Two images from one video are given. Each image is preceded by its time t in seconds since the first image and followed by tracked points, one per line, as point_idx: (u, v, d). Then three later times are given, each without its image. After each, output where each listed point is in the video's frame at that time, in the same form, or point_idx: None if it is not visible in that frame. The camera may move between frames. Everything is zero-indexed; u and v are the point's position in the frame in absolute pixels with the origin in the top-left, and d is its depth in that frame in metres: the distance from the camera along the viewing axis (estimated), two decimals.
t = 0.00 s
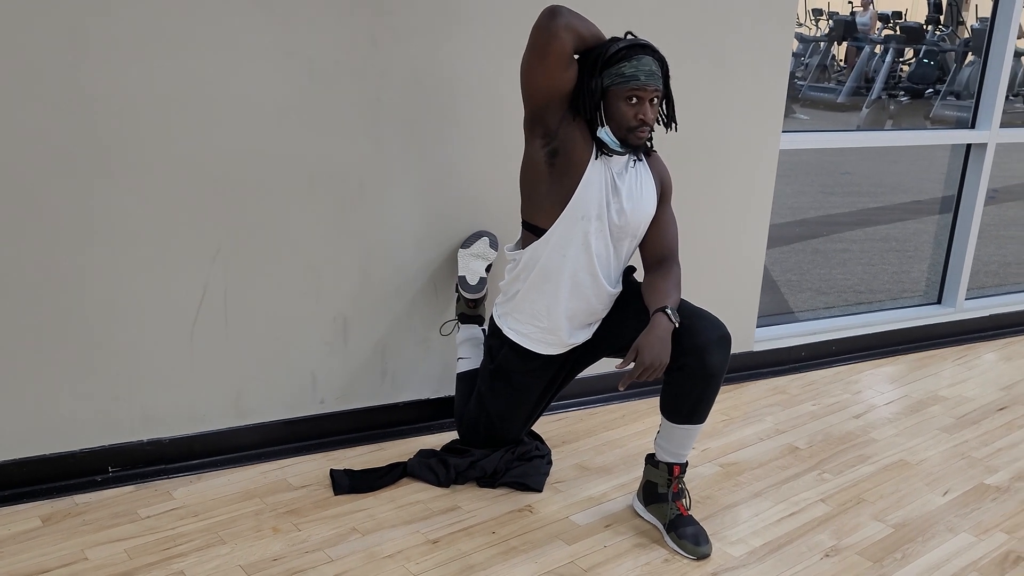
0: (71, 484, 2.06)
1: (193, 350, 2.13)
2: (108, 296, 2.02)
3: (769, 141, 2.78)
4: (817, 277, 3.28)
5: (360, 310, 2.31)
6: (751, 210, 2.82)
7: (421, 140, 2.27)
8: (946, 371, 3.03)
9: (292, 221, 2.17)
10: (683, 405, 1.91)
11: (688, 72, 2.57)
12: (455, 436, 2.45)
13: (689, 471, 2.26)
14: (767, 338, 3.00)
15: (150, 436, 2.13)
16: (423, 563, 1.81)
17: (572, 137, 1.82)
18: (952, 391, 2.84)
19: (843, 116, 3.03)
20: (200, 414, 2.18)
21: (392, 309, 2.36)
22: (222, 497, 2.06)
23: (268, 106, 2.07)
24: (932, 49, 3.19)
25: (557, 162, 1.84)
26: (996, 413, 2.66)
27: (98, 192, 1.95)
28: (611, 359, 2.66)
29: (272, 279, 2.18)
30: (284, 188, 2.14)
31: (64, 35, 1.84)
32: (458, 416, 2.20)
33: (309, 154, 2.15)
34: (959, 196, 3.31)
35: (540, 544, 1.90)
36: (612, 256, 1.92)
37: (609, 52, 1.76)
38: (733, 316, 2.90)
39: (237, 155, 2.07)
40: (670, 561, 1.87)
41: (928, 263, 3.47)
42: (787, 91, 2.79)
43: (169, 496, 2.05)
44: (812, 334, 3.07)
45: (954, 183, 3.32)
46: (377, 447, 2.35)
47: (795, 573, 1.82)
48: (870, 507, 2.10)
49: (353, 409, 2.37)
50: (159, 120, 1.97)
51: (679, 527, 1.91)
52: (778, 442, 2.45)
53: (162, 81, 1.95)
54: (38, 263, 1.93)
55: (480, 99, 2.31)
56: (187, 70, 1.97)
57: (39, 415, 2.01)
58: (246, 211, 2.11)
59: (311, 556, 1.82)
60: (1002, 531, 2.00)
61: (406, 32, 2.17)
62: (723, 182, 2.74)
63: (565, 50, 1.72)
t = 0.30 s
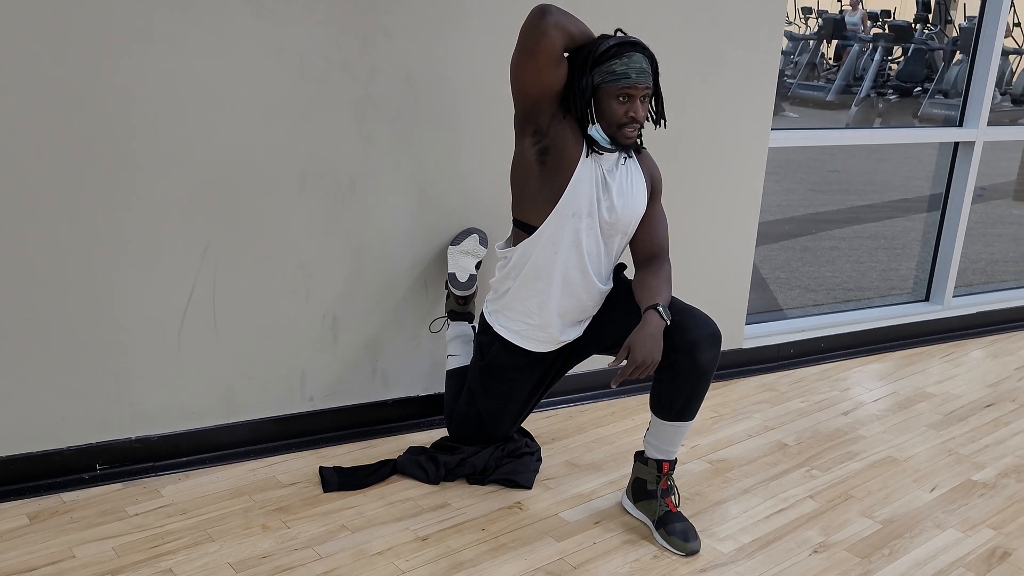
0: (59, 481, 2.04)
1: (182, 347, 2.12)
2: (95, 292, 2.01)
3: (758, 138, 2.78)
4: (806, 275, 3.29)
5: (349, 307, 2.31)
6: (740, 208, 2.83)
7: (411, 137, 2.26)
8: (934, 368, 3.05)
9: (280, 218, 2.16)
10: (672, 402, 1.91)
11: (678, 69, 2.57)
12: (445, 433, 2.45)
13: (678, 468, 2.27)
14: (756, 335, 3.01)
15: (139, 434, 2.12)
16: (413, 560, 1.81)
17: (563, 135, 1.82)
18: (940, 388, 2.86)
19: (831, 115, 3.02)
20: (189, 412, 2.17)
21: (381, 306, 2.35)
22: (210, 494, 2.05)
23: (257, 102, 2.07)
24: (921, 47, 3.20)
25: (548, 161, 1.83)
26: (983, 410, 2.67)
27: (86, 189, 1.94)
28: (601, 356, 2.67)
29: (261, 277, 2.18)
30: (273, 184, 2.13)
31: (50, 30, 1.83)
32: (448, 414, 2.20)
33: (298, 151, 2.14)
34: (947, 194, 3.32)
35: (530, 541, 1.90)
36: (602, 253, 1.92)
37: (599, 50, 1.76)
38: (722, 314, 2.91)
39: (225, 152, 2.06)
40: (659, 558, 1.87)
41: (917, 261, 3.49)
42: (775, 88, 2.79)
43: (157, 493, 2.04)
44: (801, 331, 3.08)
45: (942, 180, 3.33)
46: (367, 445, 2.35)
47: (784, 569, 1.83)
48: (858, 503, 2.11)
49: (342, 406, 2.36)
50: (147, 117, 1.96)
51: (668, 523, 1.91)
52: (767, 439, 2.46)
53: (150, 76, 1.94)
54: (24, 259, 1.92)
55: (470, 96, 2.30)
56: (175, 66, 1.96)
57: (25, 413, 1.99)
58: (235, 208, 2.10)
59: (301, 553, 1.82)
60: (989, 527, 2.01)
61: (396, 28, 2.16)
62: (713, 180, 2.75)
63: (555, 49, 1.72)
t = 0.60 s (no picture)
0: (51, 482, 2.04)
1: (175, 347, 2.12)
2: (89, 292, 2.00)
3: (753, 138, 2.79)
4: (800, 275, 3.28)
5: (344, 307, 2.31)
6: (735, 208, 2.83)
7: (405, 137, 2.26)
8: (927, 368, 3.06)
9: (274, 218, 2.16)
10: (666, 402, 1.91)
11: (671, 69, 2.58)
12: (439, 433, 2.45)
13: (673, 468, 2.27)
14: (750, 334, 3.01)
15: (133, 434, 2.12)
16: (406, 561, 1.81)
17: (557, 136, 1.82)
18: (933, 387, 2.87)
19: (824, 115, 3.03)
20: (182, 412, 2.17)
21: (375, 307, 2.35)
22: (204, 495, 2.05)
23: (251, 102, 2.06)
24: (914, 48, 3.19)
25: (543, 162, 1.84)
26: (976, 409, 2.68)
27: (79, 189, 1.94)
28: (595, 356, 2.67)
29: (255, 277, 2.17)
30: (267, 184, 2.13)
31: (43, 29, 1.82)
32: (441, 413, 2.20)
33: (292, 151, 2.14)
34: (940, 194, 3.36)
35: (524, 541, 1.90)
36: (597, 254, 1.92)
37: (594, 51, 1.76)
38: (716, 313, 2.91)
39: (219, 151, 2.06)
40: (653, 557, 1.88)
41: (910, 260, 3.50)
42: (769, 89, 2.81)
43: (151, 494, 2.04)
44: (794, 331, 3.09)
45: (935, 180, 3.37)
46: (361, 445, 2.35)
47: (777, 569, 1.83)
48: (852, 503, 2.12)
49: (336, 406, 2.36)
50: (140, 117, 1.96)
51: (662, 523, 1.92)
52: (761, 439, 2.46)
53: (143, 76, 1.94)
54: (16, 259, 1.91)
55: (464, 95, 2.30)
56: (169, 66, 1.96)
57: (18, 413, 1.99)
58: (229, 207, 2.10)
59: (294, 554, 1.81)
60: (981, 526, 2.02)
61: (389, 28, 2.16)
62: (707, 180, 2.75)
63: (549, 52, 1.72)
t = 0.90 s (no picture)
0: (47, 482, 2.03)
1: (171, 346, 2.12)
2: (84, 291, 2.00)
3: (749, 137, 2.79)
4: (796, 274, 3.29)
5: (340, 306, 2.31)
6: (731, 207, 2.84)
7: (401, 135, 2.26)
8: (923, 366, 3.06)
9: (270, 217, 2.16)
10: (662, 402, 1.92)
11: (667, 68, 2.58)
12: (436, 432, 2.45)
13: (669, 466, 2.27)
14: (746, 333, 3.01)
15: (129, 434, 2.12)
16: (403, 560, 1.81)
17: (554, 135, 1.82)
18: (929, 385, 2.87)
19: (821, 113, 3.05)
20: (178, 411, 2.16)
21: (372, 306, 2.35)
22: (199, 494, 2.04)
23: (247, 101, 2.06)
24: (908, 46, 3.22)
25: (540, 161, 1.83)
26: (972, 407, 2.69)
27: (74, 188, 1.93)
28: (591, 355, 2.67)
29: (251, 276, 2.17)
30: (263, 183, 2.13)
31: (38, 27, 1.81)
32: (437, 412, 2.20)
33: (288, 149, 2.13)
34: (935, 193, 3.36)
35: (521, 540, 1.91)
36: (593, 253, 1.92)
37: (590, 50, 1.76)
38: (713, 312, 2.92)
39: (215, 150, 2.05)
40: (649, 556, 1.88)
41: (906, 259, 3.51)
42: (765, 88, 2.81)
43: (146, 493, 2.03)
44: (791, 330, 3.09)
45: (930, 178, 3.36)
46: (358, 444, 2.35)
47: (773, 567, 1.83)
48: (848, 501, 2.12)
49: (332, 406, 2.36)
50: (135, 116, 1.95)
51: (658, 522, 1.92)
52: (757, 437, 2.47)
53: (139, 75, 1.93)
54: (11, 258, 1.91)
55: (461, 94, 2.31)
56: (164, 64, 1.95)
57: (13, 413, 1.98)
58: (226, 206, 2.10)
59: (291, 553, 1.81)
60: (977, 523, 2.02)
61: (386, 27, 2.16)
62: (703, 178, 2.75)
63: (545, 50, 1.72)
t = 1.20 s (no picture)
0: (42, 481, 2.03)
1: (167, 344, 2.11)
2: (79, 290, 1.99)
3: (745, 136, 2.80)
4: (792, 271, 3.30)
5: (336, 305, 2.30)
6: (728, 205, 2.84)
7: (397, 134, 2.26)
8: (918, 363, 3.07)
9: (265, 216, 2.15)
10: (658, 399, 1.92)
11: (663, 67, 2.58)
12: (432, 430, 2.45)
13: (665, 464, 2.27)
14: (742, 331, 3.02)
15: (124, 433, 2.11)
16: (399, 558, 1.81)
17: (549, 134, 1.82)
18: (925, 382, 2.88)
19: (816, 111, 3.05)
20: (174, 410, 2.16)
21: (368, 304, 2.35)
22: (195, 493, 2.04)
23: (242, 100, 2.06)
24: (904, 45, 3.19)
25: (535, 160, 1.84)
26: (968, 405, 2.69)
27: (69, 186, 1.93)
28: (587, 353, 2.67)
29: (247, 275, 2.17)
30: (259, 181, 2.12)
31: (33, 26, 1.81)
32: (433, 410, 2.20)
33: (284, 148, 2.13)
34: (930, 190, 3.37)
35: (517, 538, 1.91)
36: (588, 251, 1.92)
37: (587, 50, 1.75)
38: (709, 310, 2.92)
39: (210, 149, 2.05)
40: (645, 553, 1.88)
41: (902, 257, 3.51)
42: (761, 85, 2.81)
43: (142, 493, 2.03)
44: (786, 328, 3.09)
45: (926, 176, 3.37)
46: (354, 442, 2.35)
47: (769, 564, 1.83)
48: (844, 498, 2.12)
49: (328, 404, 2.36)
50: (130, 114, 1.95)
51: (655, 519, 1.92)
52: (753, 435, 2.47)
53: (134, 73, 1.93)
54: (5, 257, 1.90)
55: (457, 92, 2.30)
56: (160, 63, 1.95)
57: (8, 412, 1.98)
58: (221, 205, 2.09)
59: (287, 552, 1.81)
60: (972, 520, 2.03)
61: (382, 26, 2.16)
62: (699, 177, 2.75)
63: (542, 51, 1.71)
